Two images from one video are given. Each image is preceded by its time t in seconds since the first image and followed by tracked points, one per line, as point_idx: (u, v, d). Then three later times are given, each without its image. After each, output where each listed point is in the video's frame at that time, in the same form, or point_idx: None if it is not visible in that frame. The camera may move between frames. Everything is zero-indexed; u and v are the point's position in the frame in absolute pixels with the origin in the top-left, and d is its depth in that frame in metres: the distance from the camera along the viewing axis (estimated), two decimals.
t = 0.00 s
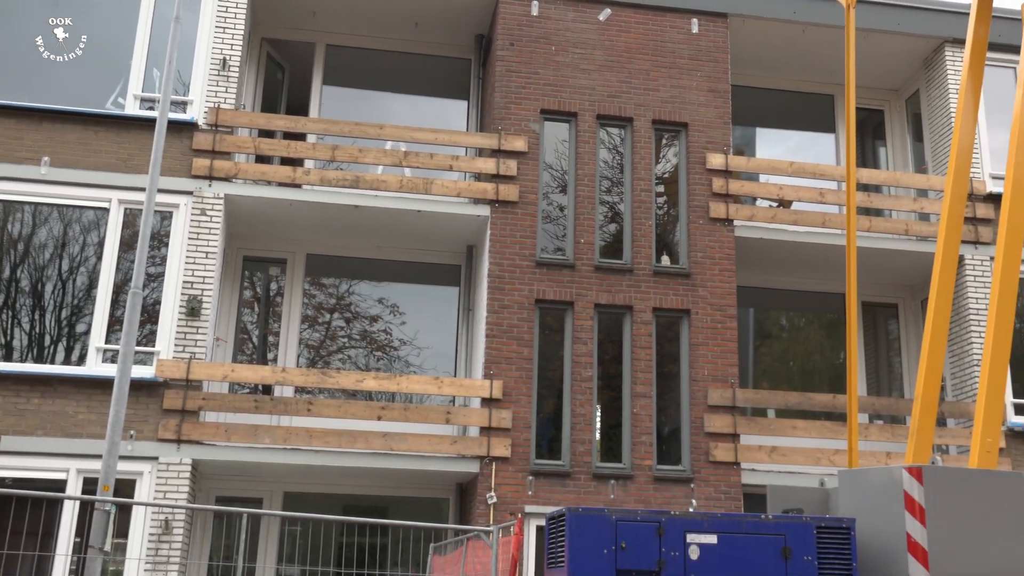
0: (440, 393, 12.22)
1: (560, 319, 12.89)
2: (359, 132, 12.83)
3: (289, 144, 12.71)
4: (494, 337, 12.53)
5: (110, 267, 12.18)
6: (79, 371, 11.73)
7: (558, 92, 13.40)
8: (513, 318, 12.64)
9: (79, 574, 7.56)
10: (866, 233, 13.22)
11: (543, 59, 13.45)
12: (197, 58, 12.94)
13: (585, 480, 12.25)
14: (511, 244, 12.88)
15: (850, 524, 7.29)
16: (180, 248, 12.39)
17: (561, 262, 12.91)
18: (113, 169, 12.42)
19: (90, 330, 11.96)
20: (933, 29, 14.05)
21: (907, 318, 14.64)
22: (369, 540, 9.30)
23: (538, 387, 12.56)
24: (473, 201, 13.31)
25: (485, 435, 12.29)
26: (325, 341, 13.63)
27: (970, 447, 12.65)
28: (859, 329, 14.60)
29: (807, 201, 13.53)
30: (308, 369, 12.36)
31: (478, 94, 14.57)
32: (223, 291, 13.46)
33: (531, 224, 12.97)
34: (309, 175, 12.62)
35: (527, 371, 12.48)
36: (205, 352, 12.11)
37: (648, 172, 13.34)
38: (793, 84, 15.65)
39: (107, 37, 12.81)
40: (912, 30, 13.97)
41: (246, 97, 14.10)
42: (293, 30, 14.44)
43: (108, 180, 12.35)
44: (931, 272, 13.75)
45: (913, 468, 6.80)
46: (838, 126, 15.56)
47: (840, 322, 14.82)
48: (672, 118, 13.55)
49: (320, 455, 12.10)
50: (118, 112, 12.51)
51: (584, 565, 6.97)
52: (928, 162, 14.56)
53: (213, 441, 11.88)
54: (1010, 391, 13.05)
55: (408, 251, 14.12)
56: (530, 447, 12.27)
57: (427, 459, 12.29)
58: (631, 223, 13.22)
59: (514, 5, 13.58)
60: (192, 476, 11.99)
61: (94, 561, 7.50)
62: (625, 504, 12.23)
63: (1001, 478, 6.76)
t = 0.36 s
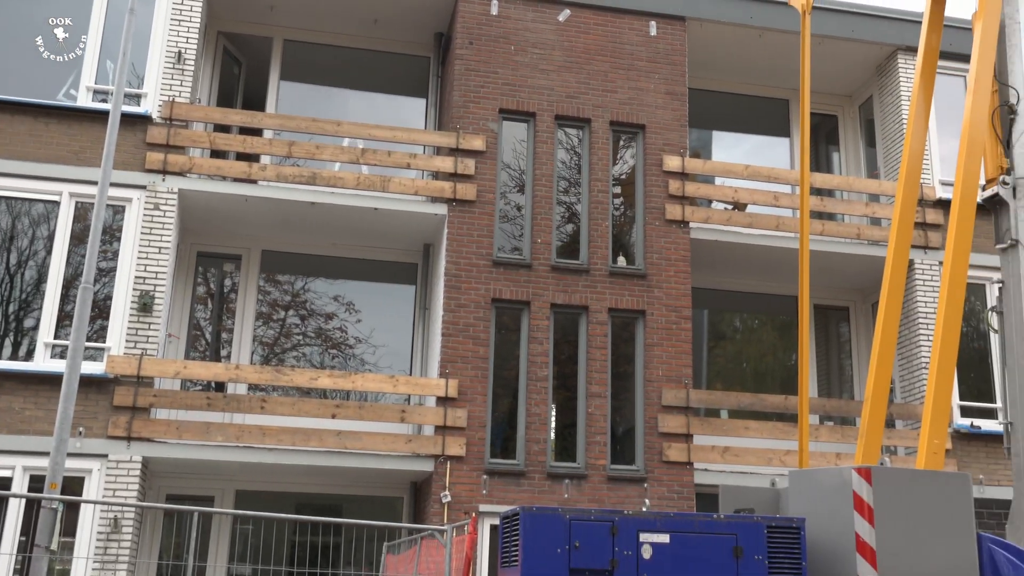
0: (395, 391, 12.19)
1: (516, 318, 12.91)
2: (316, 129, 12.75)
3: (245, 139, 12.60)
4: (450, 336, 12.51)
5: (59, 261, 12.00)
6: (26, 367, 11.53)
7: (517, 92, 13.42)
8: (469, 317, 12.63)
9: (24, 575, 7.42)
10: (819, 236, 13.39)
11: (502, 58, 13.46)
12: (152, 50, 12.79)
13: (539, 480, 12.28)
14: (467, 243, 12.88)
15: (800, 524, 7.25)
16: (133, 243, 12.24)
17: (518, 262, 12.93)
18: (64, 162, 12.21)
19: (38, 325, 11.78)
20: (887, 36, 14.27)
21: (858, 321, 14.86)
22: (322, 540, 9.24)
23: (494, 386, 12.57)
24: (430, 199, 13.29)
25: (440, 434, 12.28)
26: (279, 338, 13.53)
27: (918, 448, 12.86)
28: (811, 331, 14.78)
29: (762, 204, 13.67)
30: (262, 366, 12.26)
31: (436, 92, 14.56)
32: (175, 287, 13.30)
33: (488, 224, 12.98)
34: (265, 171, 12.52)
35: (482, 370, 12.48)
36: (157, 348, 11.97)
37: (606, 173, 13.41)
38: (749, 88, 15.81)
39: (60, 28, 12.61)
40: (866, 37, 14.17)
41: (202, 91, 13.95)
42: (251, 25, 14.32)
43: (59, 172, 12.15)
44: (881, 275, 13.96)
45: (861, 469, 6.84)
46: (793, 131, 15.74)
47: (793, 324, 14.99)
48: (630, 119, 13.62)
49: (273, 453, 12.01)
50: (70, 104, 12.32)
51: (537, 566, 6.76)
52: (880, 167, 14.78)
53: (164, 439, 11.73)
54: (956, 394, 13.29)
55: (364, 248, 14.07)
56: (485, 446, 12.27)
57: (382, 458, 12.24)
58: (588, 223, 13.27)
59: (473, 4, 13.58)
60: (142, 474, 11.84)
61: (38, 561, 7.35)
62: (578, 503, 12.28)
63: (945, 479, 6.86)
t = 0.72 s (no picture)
0: (351, 389, 12.12)
1: (474, 317, 12.89)
2: (274, 124, 12.64)
3: (201, 133, 12.45)
4: (407, 334, 12.46)
5: (9, 254, 11.80)
6: None
7: (477, 91, 13.40)
8: (427, 316, 12.60)
9: None
10: (775, 238, 13.53)
11: (462, 56, 13.44)
12: (107, 42, 12.60)
13: (494, 479, 12.27)
14: (426, 241, 12.84)
15: (752, 524, 7.15)
16: (84, 238, 12.06)
17: (476, 260, 12.92)
18: (14, 153, 11.99)
19: None
20: (843, 42, 14.45)
21: (812, 323, 15.03)
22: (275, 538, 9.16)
23: (450, 385, 12.54)
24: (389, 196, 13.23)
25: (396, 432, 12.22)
26: (234, 335, 13.40)
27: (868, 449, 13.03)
28: (766, 333, 14.91)
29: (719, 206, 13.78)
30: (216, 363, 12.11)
31: (396, 90, 14.50)
32: (128, 282, 13.12)
33: (447, 222, 12.95)
34: (222, 166, 12.38)
35: (439, 369, 12.45)
36: (109, 344, 11.79)
37: (565, 173, 13.43)
38: (708, 91, 15.92)
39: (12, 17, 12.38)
40: (823, 43, 14.34)
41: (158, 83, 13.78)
42: (209, 18, 14.16)
43: (10, 164, 11.93)
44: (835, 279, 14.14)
45: (813, 468, 6.73)
46: (750, 134, 15.88)
47: (747, 326, 15.13)
48: (589, 120, 13.67)
49: (226, 450, 11.88)
50: (22, 95, 12.11)
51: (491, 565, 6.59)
52: (835, 172, 14.95)
53: (115, 436, 11.55)
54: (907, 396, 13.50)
55: (321, 245, 13.99)
56: (441, 445, 12.24)
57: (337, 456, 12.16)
58: (546, 223, 13.29)
59: (434, 1, 13.54)
60: (91, 472, 11.67)
61: None
62: (534, 502, 12.29)
63: (896, 479, 6.84)
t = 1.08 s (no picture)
0: (302, 387, 12.01)
1: (427, 316, 12.86)
2: (227, 118, 12.50)
3: (152, 126, 12.28)
4: (359, 332, 12.40)
5: None
6: None
7: (433, 88, 13.37)
8: (380, 314, 12.54)
9: None
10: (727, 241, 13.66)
11: (419, 54, 13.40)
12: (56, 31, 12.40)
13: (446, 478, 12.26)
14: (379, 238, 12.77)
15: (701, 524, 7.11)
16: (30, 230, 11.83)
17: (430, 259, 12.90)
18: None
19: None
20: (796, 48, 14.62)
21: (762, 325, 15.21)
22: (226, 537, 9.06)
23: (402, 383, 12.50)
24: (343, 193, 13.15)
25: (347, 431, 12.15)
26: (183, 331, 13.24)
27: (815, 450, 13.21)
28: (717, 335, 15.05)
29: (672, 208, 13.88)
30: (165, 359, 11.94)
31: (351, 86, 14.42)
32: (75, 276, 12.90)
33: (401, 220, 12.90)
34: (173, 160, 12.22)
35: (391, 367, 12.40)
36: (54, 339, 11.59)
37: (520, 172, 13.45)
38: (663, 93, 16.03)
39: None
40: (777, 48, 14.50)
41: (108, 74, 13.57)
42: (161, 9, 13.97)
43: None
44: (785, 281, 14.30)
45: (761, 469, 6.74)
46: (704, 137, 16.00)
47: (699, 327, 15.26)
48: (545, 120, 13.70)
49: (175, 447, 11.73)
50: None
51: (440, 565, 6.49)
52: (787, 175, 15.12)
53: (60, 433, 11.36)
54: (853, 397, 13.71)
55: (273, 242, 13.87)
56: (392, 444, 12.20)
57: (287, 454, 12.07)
58: (500, 223, 13.30)
59: None
60: (34, 468, 11.53)
61: None
62: (485, 501, 12.30)
63: (842, 480, 6.84)
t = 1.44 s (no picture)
0: (256, 384, 11.88)
1: (384, 314, 12.81)
2: (182, 112, 12.35)
3: (105, 119, 12.10)
4: (315, 330, 12.30)
5: None
6: None
7: (392, 86, 13.31)
8: (336, 311, 12.46)
9: None
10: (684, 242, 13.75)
11: (378, 51, 13.33)
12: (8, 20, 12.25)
13: (401, 477, 12.21)
14: (336, 235, 12.69)
15: (656, 523, 7.05)
16: None
17: (387, 257, 12.84)
18: None
19: None
20: (754, 52, 14.76)
21: (717, 327, 15.35)
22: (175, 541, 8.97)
23: (358, 382, 12.42)
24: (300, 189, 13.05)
25: (301, 429, 12.05)
26: (135, 327, 13.08)
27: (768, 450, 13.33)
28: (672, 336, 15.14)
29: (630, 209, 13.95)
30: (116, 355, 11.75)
31: (309, 82, 14.33)
32: (24, 270, 12.70)
33: (358, 217, 12.83)
34: (127, 154, 12.05)
35: (347, 365, 12.32)
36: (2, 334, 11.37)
37: (478, 171, 13.44)
38: (623, 95, 16.10)
39: None
40: (735, 51, 14.63)
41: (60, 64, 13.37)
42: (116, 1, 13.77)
43: None
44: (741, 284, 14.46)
45: (715, 469, 6.69)
46: (662, 139, 16.10)
47: (655, 327, 15.34)
48: (504, 119, 13.70)
49: (125, 445, 11.56)
50: None
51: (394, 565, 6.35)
52: (743, 178, 15.26)
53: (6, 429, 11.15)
54: (806, 399, 13.87)
55: (229, 238, 13.75)
56: (347, 442, 12.12)
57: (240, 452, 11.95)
58: (458, 221, 13.29)
59: None
60: None
61: None
62: (440, 500, 12.26)
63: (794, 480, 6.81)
